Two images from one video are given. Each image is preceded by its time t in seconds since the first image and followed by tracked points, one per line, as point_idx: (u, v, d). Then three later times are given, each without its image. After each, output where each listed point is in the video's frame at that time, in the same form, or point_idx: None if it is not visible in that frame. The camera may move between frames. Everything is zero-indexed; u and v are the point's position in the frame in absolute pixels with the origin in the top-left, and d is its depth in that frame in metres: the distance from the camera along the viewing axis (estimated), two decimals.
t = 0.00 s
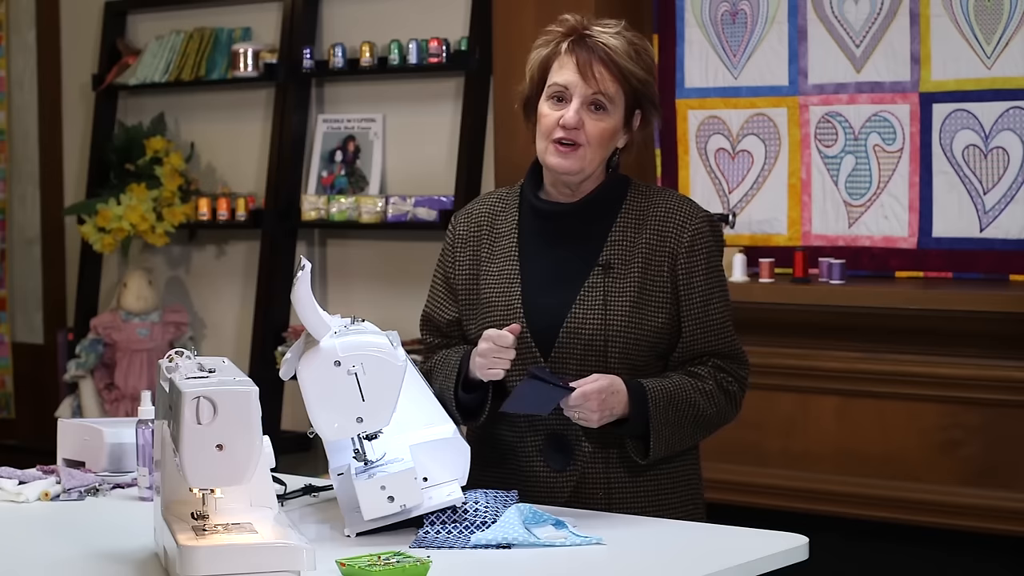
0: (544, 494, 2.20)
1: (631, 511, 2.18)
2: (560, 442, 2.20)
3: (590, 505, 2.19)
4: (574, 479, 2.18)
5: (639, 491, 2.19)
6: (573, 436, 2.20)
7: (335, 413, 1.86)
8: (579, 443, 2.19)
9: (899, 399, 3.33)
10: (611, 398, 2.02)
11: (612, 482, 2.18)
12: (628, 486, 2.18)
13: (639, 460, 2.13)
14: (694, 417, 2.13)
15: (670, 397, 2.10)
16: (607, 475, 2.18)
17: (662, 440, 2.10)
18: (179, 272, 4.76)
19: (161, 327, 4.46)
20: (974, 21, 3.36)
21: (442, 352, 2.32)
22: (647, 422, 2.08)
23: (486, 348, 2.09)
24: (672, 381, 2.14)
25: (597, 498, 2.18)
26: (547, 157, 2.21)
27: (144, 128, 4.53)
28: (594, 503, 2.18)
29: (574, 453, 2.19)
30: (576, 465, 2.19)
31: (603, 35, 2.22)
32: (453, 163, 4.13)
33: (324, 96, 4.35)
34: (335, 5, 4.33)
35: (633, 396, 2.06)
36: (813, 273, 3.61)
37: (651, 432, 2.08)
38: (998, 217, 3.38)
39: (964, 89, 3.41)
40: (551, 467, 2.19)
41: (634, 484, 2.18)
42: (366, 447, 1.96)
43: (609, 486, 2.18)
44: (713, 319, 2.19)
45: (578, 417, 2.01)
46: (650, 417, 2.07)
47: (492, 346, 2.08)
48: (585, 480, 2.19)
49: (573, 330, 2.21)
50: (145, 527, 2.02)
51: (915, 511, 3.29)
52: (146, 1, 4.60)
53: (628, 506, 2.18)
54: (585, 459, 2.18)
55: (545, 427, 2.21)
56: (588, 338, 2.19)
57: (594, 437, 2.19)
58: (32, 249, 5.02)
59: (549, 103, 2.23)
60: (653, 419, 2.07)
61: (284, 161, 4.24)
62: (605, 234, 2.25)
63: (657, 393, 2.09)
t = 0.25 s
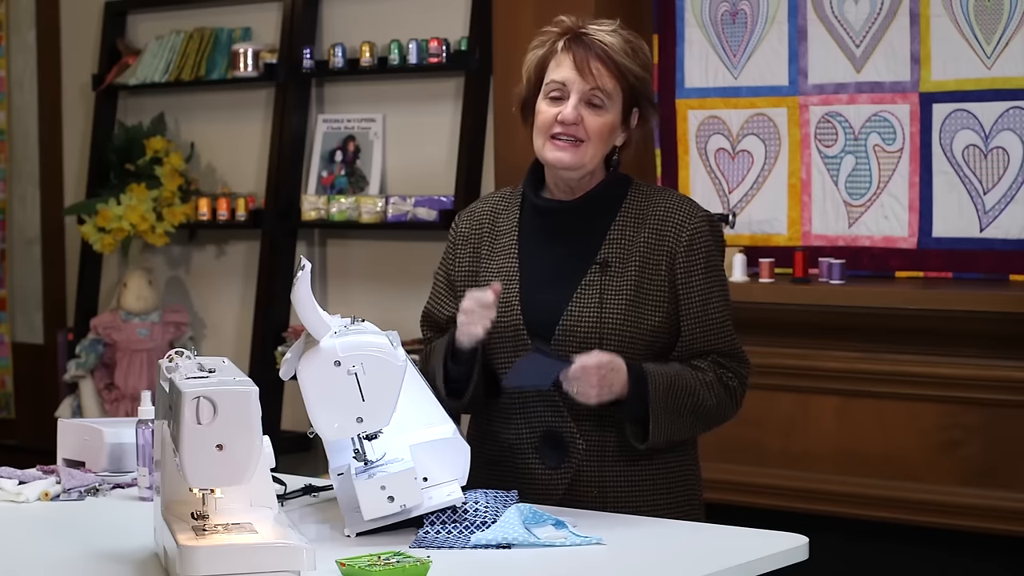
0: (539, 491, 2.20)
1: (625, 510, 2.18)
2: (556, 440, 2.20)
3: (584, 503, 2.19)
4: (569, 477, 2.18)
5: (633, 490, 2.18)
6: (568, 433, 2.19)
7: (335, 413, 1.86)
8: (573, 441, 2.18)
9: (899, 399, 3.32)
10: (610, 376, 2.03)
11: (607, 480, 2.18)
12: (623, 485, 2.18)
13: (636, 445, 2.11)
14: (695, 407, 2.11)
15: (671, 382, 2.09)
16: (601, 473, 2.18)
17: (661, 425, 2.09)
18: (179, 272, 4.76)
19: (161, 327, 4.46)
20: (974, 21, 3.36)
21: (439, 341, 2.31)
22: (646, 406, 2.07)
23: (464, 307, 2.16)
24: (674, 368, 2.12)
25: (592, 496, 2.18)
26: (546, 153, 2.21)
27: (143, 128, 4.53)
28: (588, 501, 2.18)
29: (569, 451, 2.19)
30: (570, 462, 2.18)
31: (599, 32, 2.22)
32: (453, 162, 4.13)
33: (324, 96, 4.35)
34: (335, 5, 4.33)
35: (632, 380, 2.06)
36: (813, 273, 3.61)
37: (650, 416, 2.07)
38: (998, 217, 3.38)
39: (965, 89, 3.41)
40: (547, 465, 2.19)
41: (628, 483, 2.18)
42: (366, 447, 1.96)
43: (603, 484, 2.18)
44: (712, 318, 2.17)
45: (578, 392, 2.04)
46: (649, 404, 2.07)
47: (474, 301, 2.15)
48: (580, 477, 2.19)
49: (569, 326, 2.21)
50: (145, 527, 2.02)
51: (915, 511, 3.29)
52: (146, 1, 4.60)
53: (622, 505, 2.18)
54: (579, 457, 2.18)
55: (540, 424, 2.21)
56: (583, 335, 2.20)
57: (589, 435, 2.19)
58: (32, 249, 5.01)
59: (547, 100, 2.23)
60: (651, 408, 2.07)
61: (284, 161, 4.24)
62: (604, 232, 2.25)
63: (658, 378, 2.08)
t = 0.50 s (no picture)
0: (539, 491, 2.19)
1: (625, 509, 2.18)
2: (555, 439, 2.20)
3: (584, 503, 2.18)
4: (568, 476, 2.18)
5: (633, 490, 2.18)
6: (568, 433, 2.18)
7: (335, 413, 1.86)
8: (573, 440, 2.18)
9: (899, 399, 3.32)
10: (615, 339, 2.01)
11: (607, 479, 2.18)
12: (623, 484, 2.18)
13: (640, 419, 2.11)
14: (696, 392, 2.11)
15: (674, 361, 2.08)
16: (601, 472, 2.18)
17: (665, 404, 2.08)
18: (179, 272, 4.76)
19: (161, 327, 4.46)
20: (974, 21, 3.36)
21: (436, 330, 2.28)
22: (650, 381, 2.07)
23: (455, 262, 2.13)
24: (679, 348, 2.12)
25: (591, 495, 2.18)
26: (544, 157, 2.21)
27: (144, 128, 4.53)
28: (588, 501, 2.18)
29: (569, 450, 2.18)
30: (570, 462, 2.18)
31: (593, 34, 2.22)
32: (453, 163, 4.13)
33: (324, 96, 4.35)
34: (335, 5, 4.33)
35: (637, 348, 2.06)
36: (813, 273, 3.61)
37: (655, 389, 2.07)
38: (998, 216, 3.38)
39: (964, 89, 3.41)
40: (546, 464, 2.19)
41: (628, 482, 2.18)
42: (366, 447, 1.96)
43: (603, 483, 2.18)
44: (712, 315, 2.17)
45: (581, 353, 2.01)
46: (654, 379, 2.06)
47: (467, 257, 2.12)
48: (579, 477, 2.18)
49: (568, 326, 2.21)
50: (145, 526, 2.02)
51: (915, 511, 3.29)
52: (146, 1, 4.60)
53: (621, 504, 2.18)
54: (579, 457, 2.17)
55: (539, 424, 2.20)
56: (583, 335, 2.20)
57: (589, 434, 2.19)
58: (32, 249, 5.01)
59: (544, 104, 2.23)
60: (656, 382, 2.06)
61: (284, 161, 4.24)
62: (604, 231, 2.25)
63: (662, 355, 2.07)
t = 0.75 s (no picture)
0: (540, 491, 2.21)
1: (625, 510, 2.18)
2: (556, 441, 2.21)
3: (584, 504, 2.19)
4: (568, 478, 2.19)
5: (633, 491, 2.18)
6: (569, 435, 2.19)
7: (335, 413, 1.86)
8: (573, 442, 2.19)
9: (899, 399, 3.32)
10: (609, 395, 2.02)
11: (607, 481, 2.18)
12: (623, 485, 2.18)
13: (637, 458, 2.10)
14: (693, 416, 2.11)
15: (667, 396, 2.08)
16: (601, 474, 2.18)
17: (660, 438, 2.08)
18: (179, 272, 4.76)
19: (161, 327, 4.46)
20: (974, 21, 3.36)
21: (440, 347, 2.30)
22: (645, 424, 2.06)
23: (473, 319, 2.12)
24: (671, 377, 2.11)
25: (591, 497, 2.19)
26: (541, 161, 2.21)
27: (144, 128, 4.53)
28: (589, 503, 2.19)
29: (569, 452, 2.19)
30: (571, 464, 2.19)
31: (589, 35, 2.22)
32: (453, 162, 4.13)
33: (324, 96, 4.35)
34: (335, 5, 4.33)
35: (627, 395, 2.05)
36: (813, 273, 3.61)
37: (648, 428, 2.06)
38: (998, 216, 3.38)
39: (964, 89, 3.40)
40: (546, 466, 2.20)
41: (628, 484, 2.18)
42: (366, 447, 1.96)
43: (603, 485, 2.18)
44: (710, 319, 2.16)
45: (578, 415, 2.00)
46: (647, 417, 2.05)
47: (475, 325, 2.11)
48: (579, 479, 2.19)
49: (569, 329, 2.21)
50: (145, 526, 2.02)
51: (915, 511, 3.29)
52: (146, 1, 4.60)
53: (620, 506, 2.18)
54: (579, 459, 2.18)
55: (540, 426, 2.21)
56: (583, 337, 2.20)
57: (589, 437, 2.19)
58: (32, 249, 5.01)
59: (540, 107, 2.23)
60: (648, 419, 2.06)
61: (284, 161, 4.24)
62: (603, 233, 2.25)
63: (654, 392, 2.06)
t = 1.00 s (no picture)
0: (539, 491, 2.20)
1: (625, 510, 2.18)
2: (555, 440, 2.20)
3: (585, 503, 2.19)
4: (568, 477, 2.18)
5: (633, 490, 2.18)
6: (568, 433, 2.18)
7: (335, 413, 1.86)
8: (573, 440, 2.18)
9: (899, 399, 3.32)
10: (619, 324, 2.04)
11: (607, 479, 2.18)
12: (624, 484, 2.18)
13: (641, 406, 2.11)
14: (696, 380, 2.12)
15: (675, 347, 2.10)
16: (601, 473, 2.18)
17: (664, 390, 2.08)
18: (179, 272, 4.76)
19: (161, 327, 4.46)
20: (974, 21, 3.36)
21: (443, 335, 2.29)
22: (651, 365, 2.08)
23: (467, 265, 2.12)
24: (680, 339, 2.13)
25: (591, 495, 2.18)
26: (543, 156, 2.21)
27: (144, 128, 4.53)
28: (588, 501, 2.19)
29: (569, 451, 2.18)
30: (571, 463, 2.18)
31: (594, 33, 2.22)
32: (453, 162, 4.13)
33: (324, 96, 4.35)
34: (335, 5, 4.33)
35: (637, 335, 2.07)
36: (813, 273, 3.61)
37: (655, 374, 2.07)
38: (998, 216, 3.38)
39: (964, 89, 3.40)
40: (546, 465, 2.19)
41: (628, 482, 2.18)
42: (366, 447, 1.95)
43: (603, 484, 2.18)
44: (712, 316, 2.18)
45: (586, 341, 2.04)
46: (655, 361, 2.07)
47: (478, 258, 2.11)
48: (579, 477, 2.19)
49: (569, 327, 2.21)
50: (145, 527, 2.02)
51: (915, 511, 3.29)
52: (146, 1, 4.60)
53: (620, 505, 2.18)
54: (579, 458, 2.18)
55: (541, 424, 2.20)
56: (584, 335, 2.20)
57: (589, 435, 2.19)
58: (32, 249, 5.01)
59: (544, 102, 2.23)
60: (657, 362, 2.07)
61: (284, 161, 4.24)
62: (603, 231, 2.25)
63: (663, 340, 2.09)
